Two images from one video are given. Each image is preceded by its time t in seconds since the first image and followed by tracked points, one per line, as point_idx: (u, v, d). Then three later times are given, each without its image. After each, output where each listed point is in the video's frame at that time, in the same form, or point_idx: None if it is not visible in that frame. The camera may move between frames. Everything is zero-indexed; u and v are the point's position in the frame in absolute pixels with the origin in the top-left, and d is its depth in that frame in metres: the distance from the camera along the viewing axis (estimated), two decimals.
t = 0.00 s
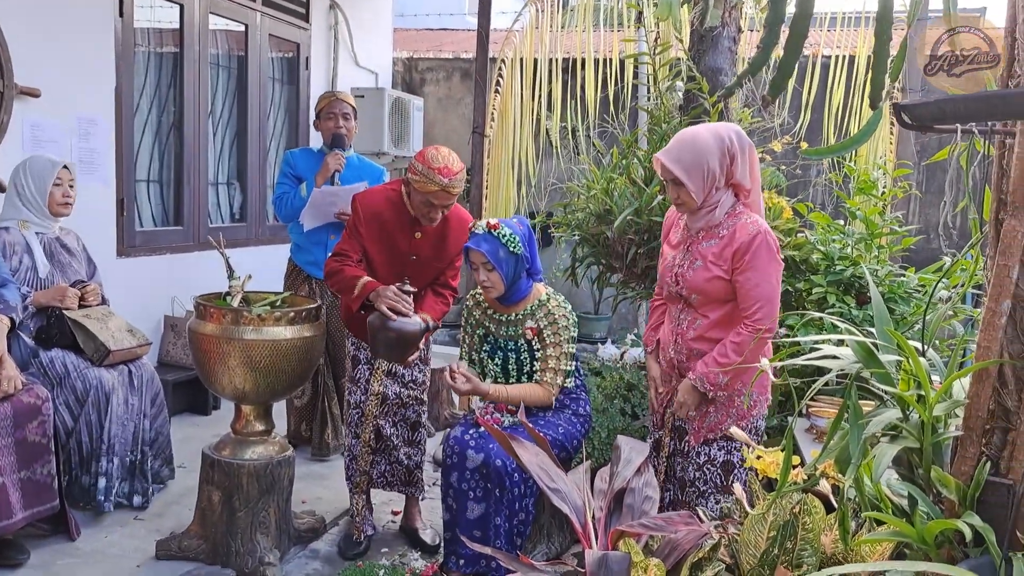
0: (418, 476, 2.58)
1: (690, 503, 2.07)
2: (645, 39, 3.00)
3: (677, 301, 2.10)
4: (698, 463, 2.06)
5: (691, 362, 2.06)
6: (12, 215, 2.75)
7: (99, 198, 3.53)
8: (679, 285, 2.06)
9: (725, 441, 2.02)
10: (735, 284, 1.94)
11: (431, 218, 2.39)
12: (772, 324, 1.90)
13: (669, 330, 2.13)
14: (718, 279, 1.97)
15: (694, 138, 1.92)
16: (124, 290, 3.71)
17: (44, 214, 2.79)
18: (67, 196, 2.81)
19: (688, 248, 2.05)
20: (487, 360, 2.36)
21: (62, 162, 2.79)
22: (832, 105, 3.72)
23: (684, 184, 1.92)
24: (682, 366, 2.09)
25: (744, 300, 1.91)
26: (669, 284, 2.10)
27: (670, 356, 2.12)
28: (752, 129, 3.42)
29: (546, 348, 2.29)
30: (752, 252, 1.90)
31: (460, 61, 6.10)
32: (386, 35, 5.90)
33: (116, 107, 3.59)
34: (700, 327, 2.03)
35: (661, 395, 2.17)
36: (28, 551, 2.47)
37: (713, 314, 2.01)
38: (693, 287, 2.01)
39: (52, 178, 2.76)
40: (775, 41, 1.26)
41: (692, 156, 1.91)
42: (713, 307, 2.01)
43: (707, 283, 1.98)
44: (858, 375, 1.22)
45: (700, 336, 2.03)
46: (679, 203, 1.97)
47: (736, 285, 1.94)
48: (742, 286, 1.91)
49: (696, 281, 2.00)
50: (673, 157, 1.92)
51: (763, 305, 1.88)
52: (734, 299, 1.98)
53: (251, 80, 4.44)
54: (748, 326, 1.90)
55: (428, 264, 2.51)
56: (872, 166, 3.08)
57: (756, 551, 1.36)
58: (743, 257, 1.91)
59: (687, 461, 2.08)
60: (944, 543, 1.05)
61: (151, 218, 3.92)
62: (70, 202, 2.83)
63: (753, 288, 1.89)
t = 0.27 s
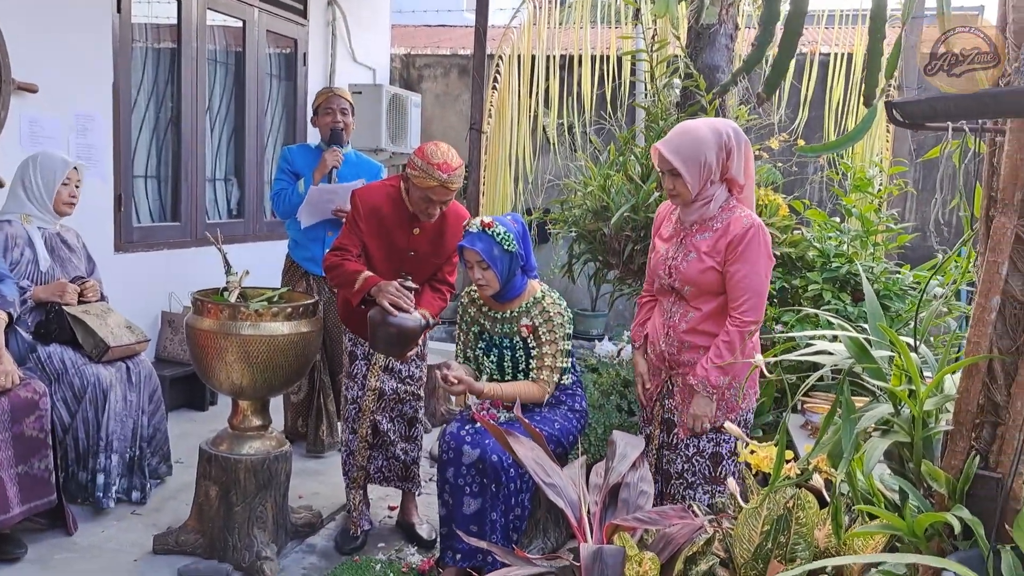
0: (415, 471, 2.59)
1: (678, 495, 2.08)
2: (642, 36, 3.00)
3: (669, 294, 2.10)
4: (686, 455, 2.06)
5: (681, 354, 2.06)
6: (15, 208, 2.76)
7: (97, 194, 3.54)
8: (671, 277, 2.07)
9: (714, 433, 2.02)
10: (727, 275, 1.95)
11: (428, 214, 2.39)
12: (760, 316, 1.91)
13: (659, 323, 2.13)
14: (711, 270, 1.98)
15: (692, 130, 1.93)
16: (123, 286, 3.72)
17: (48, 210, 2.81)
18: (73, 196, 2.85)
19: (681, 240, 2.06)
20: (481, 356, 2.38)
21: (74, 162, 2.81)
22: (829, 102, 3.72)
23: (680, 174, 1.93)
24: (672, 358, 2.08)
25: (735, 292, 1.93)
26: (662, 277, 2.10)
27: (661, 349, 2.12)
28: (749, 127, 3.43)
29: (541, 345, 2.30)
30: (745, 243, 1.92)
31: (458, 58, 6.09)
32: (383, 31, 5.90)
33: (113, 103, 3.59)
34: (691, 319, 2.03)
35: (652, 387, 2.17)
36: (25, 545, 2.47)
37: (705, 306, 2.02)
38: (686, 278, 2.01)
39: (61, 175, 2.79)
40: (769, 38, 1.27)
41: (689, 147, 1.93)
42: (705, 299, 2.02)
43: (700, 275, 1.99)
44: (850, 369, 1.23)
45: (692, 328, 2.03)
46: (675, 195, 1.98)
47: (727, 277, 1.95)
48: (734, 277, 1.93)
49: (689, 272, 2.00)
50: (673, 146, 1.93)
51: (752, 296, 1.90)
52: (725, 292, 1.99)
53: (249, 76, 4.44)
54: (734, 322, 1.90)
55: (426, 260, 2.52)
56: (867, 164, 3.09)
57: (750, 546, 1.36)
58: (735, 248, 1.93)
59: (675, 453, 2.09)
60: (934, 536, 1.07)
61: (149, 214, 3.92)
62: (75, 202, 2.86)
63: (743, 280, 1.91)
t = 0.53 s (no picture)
0: (411, 466, 2.60)
1: (672, 489, 2.09)
2: (639, 33, 3.02)
3: (666, 289, 2.12)
4: (681, 449, 2.07)
5: (678, 349, 2.06)
6: (17, 202, 2.77)
7: (96, 189, 3.55)
8: (668, 272, 2.08)
9: (709, 429, 2.03)
10: (724, 270, 1.97)
11: (426, 210, 2.40)
12: (758, 310, 1.93)
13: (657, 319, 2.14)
14: (708, 265, 1.99)
15: (688, 125, 1.95)
16: (121, 280, 3.73)
17: (50, 205, 2.82)
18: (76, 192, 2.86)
19: (677, 236, 2.07)
20: (479, 350, 2.39)
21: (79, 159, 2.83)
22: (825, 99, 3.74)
23: (677, 169, 1.95)
24: (668, 353, 2.09)
25: (733, 286, 1.94)
26: (658, 272, 2.11)
27: (657, 344, 2.13)
28: (745, 124, 3.44)
29: (538, 339, 2.31)
30: (742, 238, 1.93)
31: (456, 54, 6.10)
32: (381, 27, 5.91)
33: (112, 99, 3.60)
34: (688, 314, 2.04)
35: (649, 382, 2.19)
36: (24, 537, 2.49)
37: (701, 301, 2.03)
38: (683, 273, 2.03)
39: (66, 172, 2.81)
40: (761, 37, 1.28)
41: (686, 142, 1.94)
42: (702, 294, 2.03)
43: (697, 269, 2.00)
44: (840, 364, 1.25)
45: (689, 323, 2.04)
46: (671, 190, 2.00)
47: (725, 271, 1.96)
48: (731, 272, 1.94)
49: (685, 267, 2.02)
50: (669, 141, 1.95)
51: (751, 290, 1.92)
52: (723, 287, 2.01)
53: (247, 72, 4.45)
54: (736, 316, 1.93)
55: (422, 255, 2.54)
56: (862, 161, 3.11)
57: (741, 539, 1.38)
58: (733, 243, 1.94)
59: (669, 447, 2.10)
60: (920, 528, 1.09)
61: (147, 209, 3.93)
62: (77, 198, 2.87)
63: (742, 274, 1.92)
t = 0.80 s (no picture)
0: (411, 460, 2.62)
1: (677, 486, 2.10)
2: (640, 29, 3.02)
3: (671, 288, 2.13)
4: (686, 447, 2.09)
5: (684, 347, 2.08)
6: (18, 197, 2.79)
7: (98, 183, 3.56)
8: (674, 271, 2.10)
9: (713, 426, 2.05)
10: (730, 268, 1.98)
11: (426, 204, 2.41)
12: (763, 308, 1.94)
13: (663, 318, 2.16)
14: (713, 264, 2.01)
15: (693, 124, 1.96)
16: (123, 275, 3.75)
17: (52, 199, 2.84)
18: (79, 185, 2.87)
19: (683, 234, 2.09)
20: (479, 344, 2.41)
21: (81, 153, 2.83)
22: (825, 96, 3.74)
23: (682, 169, 1.96)
24: (674, 351, 2.10)
25: (738, 284, 1.95)
26: (665, 271, 2.13)
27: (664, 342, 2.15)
28: (745, 120, 3.45)
29: (538, 335, 2.32)
30: (747, 236, 1.94)
31: (458, 50, 6.10)
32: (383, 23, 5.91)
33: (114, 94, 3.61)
34: (694, 313, 2.06)
35: (654, 380, 2.20)
36: (26, 529, 2.51)
37: (707, 300, 2.04)
38: (688, 273, 2.04)
39: (67, 166, 2.81)
40: (757, 35, 1.29)
41: (690, 141, 1.95)
42: (707, 292, 2.04)
43: (702, 268, 2.02)
44: (833, 359, 1.26)
45: (695, 321, 2.06)
46: (677, 189, 2.01)
47: (730, 270, 1.98)
48: (737, 270, 1.95)
49: (691, 266, 2.03)
50: (672, 141, 1.96)
51: (757, 288, 1.93)
52: (729, 285, 2.02)
53: (249, 67, 4.46)
54: (740, 314, 1.94)
55: (421, 250, 2.55)
56: (861, 158, 3.12)
57: (737, 532, 1.39)
58: (738, 241, 1.95)
59: (675, 445, 2.11)
60: (911, 521, 1.10)
61: (149, 204, 3.94)
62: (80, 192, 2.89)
63: (748, 272, 1.93)
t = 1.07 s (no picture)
0: (415, 455, 2.63)
1: (689, 486, 2.10)
2: (645, 27, 3.02)
3: (682, 289, 2.14)
4: (698, 448, 2.09)
5: (694, 349, 2.09)
6: (28, 191, 2.81)
7: (105, 178, 3.58)
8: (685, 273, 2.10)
9: (725, 427, 2.05)
10: (739, 271, 1.97)
11: (432, 195, 2.41)
12: (773, 313, 1.93)
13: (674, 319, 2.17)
14: (723, 267, 2.01)
15: (703, 125, 1.96)
16: (129, 269, 3.77)
17: (60, 193, 2.85)
18: (85, 178, 2.89)
19: (694, 235, 2.09)
20: (481, 341, 2.41)
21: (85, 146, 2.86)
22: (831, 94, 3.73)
23: (691, 171, 1.96)
24: (685, 353, 2.11)
25: (748, 286, 1.94)
26: (676, 272, 2.14)
27: (675, 344, 2.15)
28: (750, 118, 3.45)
29: (540, 331, 2.33)
30: (756, 238, 1.94)
31: (464, 46, 6.10)
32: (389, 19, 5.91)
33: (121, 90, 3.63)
34: (703, 315, 2.06)
35: (664, 381, 2.20)
36: (33, 521, 2.53)
37: (717, 302, 2.04)
38: (699, 275, 2.05)
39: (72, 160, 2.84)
40: (761, 32, 1.29)
41: (700, 142, 1.95)
42: (718, 295, 2.04)
43: (712, 271, 2.02)
44: (835, 356, 1.27)
45: (705, 324, 2.06)
46: (688, 192, 2.01)
47: (740, 272, 1.97)
48: (746, 272, 1.94)
49: (700, 269, 2.04)
50: (681, 144, 1.96)
51: (767, 291, 1.91)
52: (739, 288, 2.01)
53: (255, 63, 4.47)
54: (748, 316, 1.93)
55: (426, 244, 2.56)
56: (866, 156, 3.12)
57: (739, 528, 1.40)
58: (748, 243, 1.95)
59: (687, 445, 2.11)
60: (911, 516, 1.10)
61: (155, 199, 3.96)
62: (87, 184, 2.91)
63: (758, 275, 1.92)
